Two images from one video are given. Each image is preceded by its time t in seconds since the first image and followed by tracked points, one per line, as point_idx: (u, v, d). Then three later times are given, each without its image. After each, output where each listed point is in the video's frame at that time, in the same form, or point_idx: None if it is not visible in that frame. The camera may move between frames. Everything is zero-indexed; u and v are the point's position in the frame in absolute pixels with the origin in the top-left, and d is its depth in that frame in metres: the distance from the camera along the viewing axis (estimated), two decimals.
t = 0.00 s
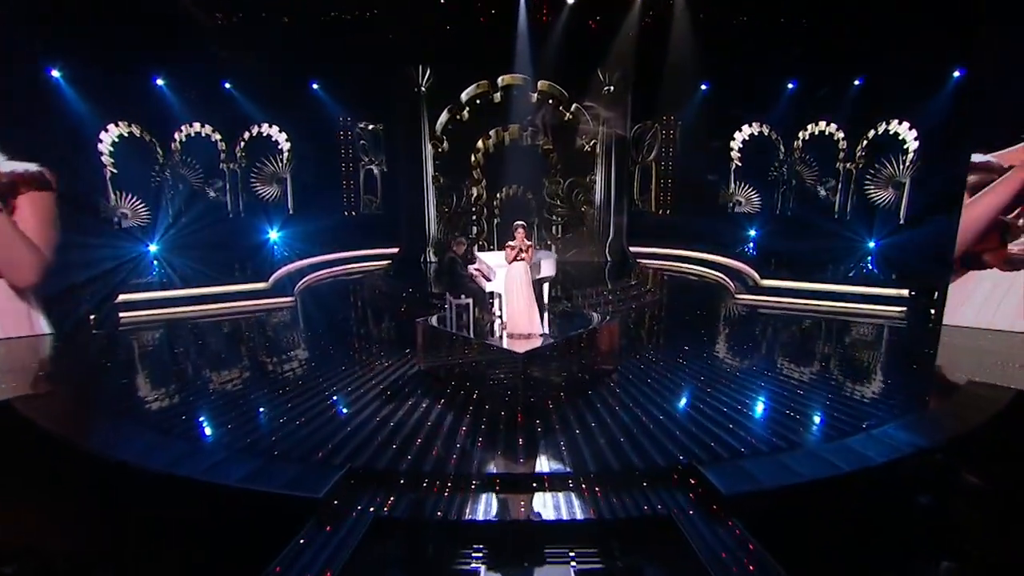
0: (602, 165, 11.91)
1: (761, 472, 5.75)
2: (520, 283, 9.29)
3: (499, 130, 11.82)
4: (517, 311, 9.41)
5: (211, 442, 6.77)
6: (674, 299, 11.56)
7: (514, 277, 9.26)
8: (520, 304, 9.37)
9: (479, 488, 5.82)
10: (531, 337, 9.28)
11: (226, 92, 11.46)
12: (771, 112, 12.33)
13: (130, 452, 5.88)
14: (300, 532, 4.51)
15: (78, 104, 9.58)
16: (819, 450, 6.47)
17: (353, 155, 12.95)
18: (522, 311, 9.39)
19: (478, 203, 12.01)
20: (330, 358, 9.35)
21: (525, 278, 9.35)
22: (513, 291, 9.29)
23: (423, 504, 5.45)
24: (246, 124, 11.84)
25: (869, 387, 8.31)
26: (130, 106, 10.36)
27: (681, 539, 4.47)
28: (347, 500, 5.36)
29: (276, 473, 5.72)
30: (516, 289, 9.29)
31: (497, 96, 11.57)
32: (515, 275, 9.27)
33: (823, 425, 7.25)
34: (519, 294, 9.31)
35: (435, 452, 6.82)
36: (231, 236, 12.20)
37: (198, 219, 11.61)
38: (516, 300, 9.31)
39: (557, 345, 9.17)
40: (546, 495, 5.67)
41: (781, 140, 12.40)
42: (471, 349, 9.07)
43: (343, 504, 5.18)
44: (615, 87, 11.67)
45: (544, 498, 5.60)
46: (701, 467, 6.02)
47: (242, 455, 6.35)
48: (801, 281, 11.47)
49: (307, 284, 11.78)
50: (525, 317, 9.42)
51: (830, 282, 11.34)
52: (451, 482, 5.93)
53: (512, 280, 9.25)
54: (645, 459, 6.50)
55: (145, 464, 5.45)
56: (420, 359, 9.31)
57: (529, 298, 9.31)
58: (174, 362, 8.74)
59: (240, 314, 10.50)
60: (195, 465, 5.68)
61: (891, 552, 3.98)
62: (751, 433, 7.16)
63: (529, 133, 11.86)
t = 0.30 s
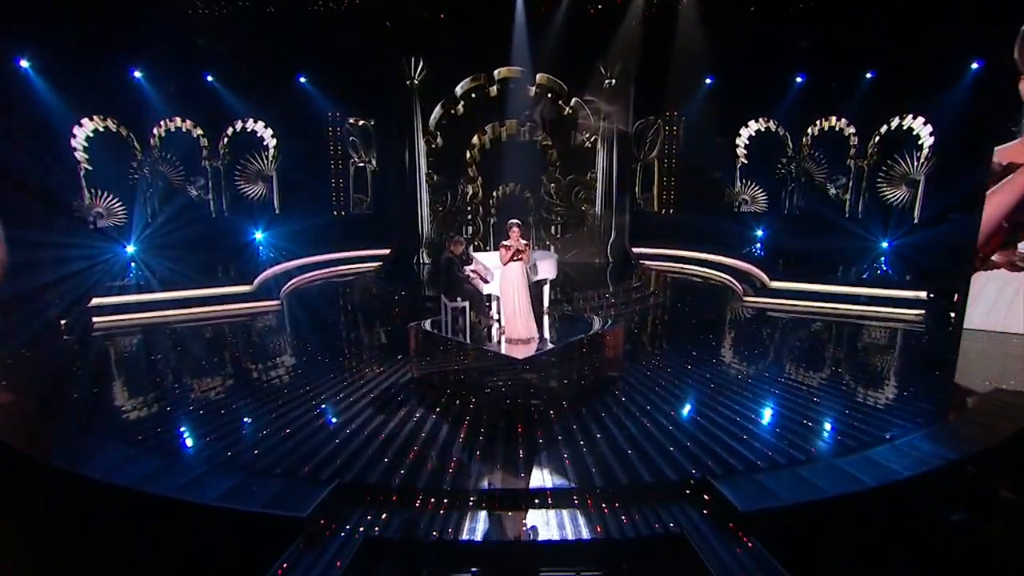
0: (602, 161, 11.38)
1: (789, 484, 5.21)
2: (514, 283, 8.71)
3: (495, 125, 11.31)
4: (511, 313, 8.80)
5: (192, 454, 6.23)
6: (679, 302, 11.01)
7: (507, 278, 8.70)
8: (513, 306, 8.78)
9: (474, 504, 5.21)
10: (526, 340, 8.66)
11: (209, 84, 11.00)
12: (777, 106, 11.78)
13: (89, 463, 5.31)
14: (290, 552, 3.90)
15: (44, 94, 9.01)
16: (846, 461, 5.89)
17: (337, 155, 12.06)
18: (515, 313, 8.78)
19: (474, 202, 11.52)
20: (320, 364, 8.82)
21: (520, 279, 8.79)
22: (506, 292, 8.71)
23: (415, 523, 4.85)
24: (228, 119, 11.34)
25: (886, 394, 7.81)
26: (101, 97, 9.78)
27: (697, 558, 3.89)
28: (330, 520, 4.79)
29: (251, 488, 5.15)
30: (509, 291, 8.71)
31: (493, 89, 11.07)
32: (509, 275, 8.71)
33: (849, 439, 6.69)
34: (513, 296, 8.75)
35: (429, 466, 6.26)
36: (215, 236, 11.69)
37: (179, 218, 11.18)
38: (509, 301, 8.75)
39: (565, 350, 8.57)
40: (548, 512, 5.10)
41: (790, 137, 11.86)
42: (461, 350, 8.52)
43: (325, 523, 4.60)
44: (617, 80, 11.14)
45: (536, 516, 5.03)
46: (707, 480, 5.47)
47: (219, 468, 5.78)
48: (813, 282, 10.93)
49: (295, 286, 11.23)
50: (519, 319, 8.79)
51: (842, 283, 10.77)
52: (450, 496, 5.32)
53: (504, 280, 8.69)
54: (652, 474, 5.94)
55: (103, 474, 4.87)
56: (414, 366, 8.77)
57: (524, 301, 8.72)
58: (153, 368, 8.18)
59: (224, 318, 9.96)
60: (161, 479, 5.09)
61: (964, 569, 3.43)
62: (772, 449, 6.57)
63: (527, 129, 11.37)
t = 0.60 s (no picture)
0: (605, 156, 10.82)
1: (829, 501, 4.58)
2: (513, 286, 8.03)
3: (492, 118, 10.72)
4: (507, 318, 8.10)
5: (165, 471, 5.63)
6: (686, 306, 10.39)
7: (505, 280, 8.04)
8: (511, 310, 8.08)
9: (474, 525, 4.56)
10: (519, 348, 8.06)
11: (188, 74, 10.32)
12: (789, 99, 11.16)
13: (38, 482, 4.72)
14: None
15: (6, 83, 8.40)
16: (884, 477, 5.27)
17: (325, 152, 11.44)
18: (511, 319, 8.12)
19: (470, 200, 10.98)
20: (305, 372, 8.17)
21: (520, 281, 8.12)
22: (505, 295, 8.02)
23: (407, 548, 4.23)
24: (209, 113, 10.69)
25: (913, 403, 7.24)
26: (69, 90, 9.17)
27: None
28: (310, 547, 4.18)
29: (222, 510, 4.52)
30: (508, 294, 8.02)
31: (491, 81, 10.47)
32: (507, 277, 8.05)
33: (884, 455, 6.05)
34: (513, 300, 8.04)
35: (423, 483, 5.63)
36: (195, 236, 11.00)
37: (156, 217, 10.51)
38: (507, 304, 8.04)
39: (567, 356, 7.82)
40: (555, 533, 4.47)
41: (800, 131, 11.23)
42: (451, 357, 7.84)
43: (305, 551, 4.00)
44: (620, 72, 10.49)
45: (543, 537, 4.40)
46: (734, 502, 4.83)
47: (186, 487, 5.14)
48: (828, 284, 10.32)
49: (279, 289, 10.58)
50: (514, 326, 8.15)
51: (859, 284, 10.18)
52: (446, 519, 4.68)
53: (502, 283, 8.02)
54: (663, 490, 5.35)
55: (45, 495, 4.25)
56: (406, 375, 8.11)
57: (524, 305, 8.02)
58: (126, 376, 7.57)
59: (202, 324, 9.25)
60: (117, 499, 4.45)
61: None
62: (801, 466, 5.91)
63: (525, 123, 10.78)
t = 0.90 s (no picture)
0: (607, 151, 10.22)
1: (875, 520, 4.02)
2: (515, 284, 7.55)
3: (488, 112, 10.12)
4: (509, 319, 7.56)
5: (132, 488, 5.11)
6: (692, 310, 9.85)
7: (506, 278, 7.56)
8: (514, 309, 7.56)
9: (471, 545, 4.03)
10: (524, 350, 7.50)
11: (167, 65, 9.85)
12: (800, 91, 10.66)
13: None
14: None
15: None
16: (923, 491, 4.76)
17: (313, 148, 10.72)
18: (514, 320, 7.56)
19: (465, 196, 10.33)
20: (289, 379, 7.63)
21: (521, 280, 7.64)
22: (505, 294, 7.52)
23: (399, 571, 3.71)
24: (190, 107, 10.18)
25: (930, 409, 6.79)
26: (41, 79, 8.65)
27: None
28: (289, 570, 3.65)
29: (178, 527, 3.98)
30: (509, 293, 7.52)
31: (487, 72, 9.94)
32: (508, 276, 7.58)
33: (925, 471, 5.48)
34: (514, 299, 7.53)
35: (414, 500, 5.09)
36: (176, 236, 10.52)
37: (134, 215, 10.05)
38: (510, 303, 7.53)
39: (577, 362, 6.99)
40: (561, 554, 3.93)
41: (812, 126, 10.71)
42: (439, 364, 7.04)
43: None
44: (623, 62, 9.97)
45: (550, 558, 3.87)
46: (765, 523, 4.27)
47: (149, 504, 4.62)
48: (842, 285, 9.77)
49: (263, 292, 10.01)
50: (518, 327, 7.59)
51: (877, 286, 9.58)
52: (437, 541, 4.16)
53: (502, 281, 7.54)
54: (678, 508, 4.84)
55: None
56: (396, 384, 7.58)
57: (528, 304, 7.53)
58: (97, 385, 7.05)
59: (178, 327, 8.74)
60: (69, 517, 3.93)
61: None
62: (832, 485, 5.33)
63: (523, 117, 10.16)
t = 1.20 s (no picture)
0: (612, 145, 9.66)
1: (944, 551, 3.37)
2: (521, 285, 6.90)
3: (486, 103, 9.50)
4: (512, 323, 6.94)
5: (85, 510, 4.51)
6: (703, 313, 9.22)
7: (509, 279, 6.90)
8: (518, 313, 6.93)
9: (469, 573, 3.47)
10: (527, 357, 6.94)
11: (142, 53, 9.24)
12: (816, 83, 9.95)
13: None
14: None
15: None
16: (980, 513, 4.13)
17: (299, 143, 10.21)
18: (517, 324, 6.94)
19: (461, 194, 9.76)
20: (269, 389, 6.97)
21: (528, 280, 6.96)
22: (508, 296, 6.90)
23: None
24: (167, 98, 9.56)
25: (974, 420, 6.15)
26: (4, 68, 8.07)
27: None
28: None
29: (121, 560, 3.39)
30: (511, 296, 6.90)
31: (484, 62, 9.31)
32: (512, 276, 6.89)
33: (975, 489, 4.85)
34: (519, 302, 6.90)
35: (404, 522, 4.48)
36: (153, 234, 9.90)
37: (106, 213, 9.44)
38: (514, 306, 6.89)
39: (583, 373, 6.32)
40: None
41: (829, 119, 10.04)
42: (433, 373, 6.43)
43: None
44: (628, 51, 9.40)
45: None
46: (805, 551, 3.60)
47: (101, 526, 4.01)
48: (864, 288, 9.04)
49: (242, 296, 9.33)
50: (521, 332, 7.02)
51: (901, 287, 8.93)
52: (429, 572, 3.56)
53: (506, 282, 6.89)
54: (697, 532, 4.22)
55: None
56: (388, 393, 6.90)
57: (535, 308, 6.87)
58: (61, 396, 6.46)
59: (148, 333, 8.11)
60: None
61: None
62: (877, 506, 4.66)
63: (523, 109, 9.55)
